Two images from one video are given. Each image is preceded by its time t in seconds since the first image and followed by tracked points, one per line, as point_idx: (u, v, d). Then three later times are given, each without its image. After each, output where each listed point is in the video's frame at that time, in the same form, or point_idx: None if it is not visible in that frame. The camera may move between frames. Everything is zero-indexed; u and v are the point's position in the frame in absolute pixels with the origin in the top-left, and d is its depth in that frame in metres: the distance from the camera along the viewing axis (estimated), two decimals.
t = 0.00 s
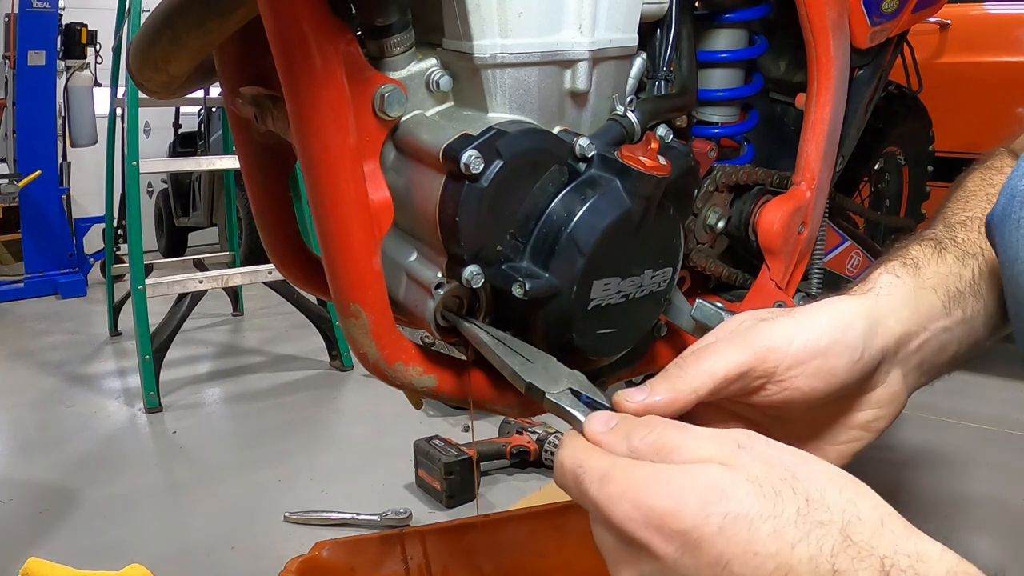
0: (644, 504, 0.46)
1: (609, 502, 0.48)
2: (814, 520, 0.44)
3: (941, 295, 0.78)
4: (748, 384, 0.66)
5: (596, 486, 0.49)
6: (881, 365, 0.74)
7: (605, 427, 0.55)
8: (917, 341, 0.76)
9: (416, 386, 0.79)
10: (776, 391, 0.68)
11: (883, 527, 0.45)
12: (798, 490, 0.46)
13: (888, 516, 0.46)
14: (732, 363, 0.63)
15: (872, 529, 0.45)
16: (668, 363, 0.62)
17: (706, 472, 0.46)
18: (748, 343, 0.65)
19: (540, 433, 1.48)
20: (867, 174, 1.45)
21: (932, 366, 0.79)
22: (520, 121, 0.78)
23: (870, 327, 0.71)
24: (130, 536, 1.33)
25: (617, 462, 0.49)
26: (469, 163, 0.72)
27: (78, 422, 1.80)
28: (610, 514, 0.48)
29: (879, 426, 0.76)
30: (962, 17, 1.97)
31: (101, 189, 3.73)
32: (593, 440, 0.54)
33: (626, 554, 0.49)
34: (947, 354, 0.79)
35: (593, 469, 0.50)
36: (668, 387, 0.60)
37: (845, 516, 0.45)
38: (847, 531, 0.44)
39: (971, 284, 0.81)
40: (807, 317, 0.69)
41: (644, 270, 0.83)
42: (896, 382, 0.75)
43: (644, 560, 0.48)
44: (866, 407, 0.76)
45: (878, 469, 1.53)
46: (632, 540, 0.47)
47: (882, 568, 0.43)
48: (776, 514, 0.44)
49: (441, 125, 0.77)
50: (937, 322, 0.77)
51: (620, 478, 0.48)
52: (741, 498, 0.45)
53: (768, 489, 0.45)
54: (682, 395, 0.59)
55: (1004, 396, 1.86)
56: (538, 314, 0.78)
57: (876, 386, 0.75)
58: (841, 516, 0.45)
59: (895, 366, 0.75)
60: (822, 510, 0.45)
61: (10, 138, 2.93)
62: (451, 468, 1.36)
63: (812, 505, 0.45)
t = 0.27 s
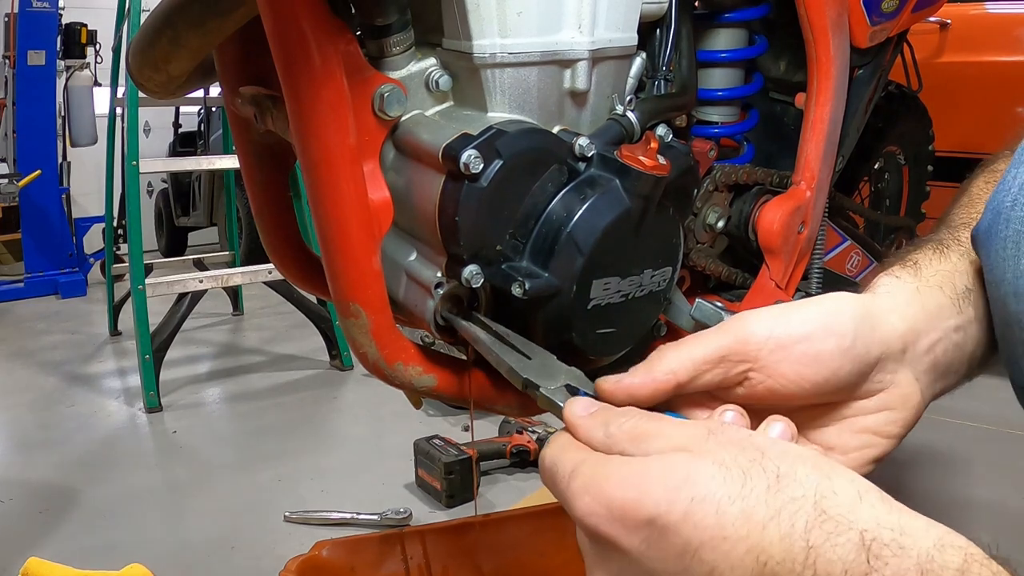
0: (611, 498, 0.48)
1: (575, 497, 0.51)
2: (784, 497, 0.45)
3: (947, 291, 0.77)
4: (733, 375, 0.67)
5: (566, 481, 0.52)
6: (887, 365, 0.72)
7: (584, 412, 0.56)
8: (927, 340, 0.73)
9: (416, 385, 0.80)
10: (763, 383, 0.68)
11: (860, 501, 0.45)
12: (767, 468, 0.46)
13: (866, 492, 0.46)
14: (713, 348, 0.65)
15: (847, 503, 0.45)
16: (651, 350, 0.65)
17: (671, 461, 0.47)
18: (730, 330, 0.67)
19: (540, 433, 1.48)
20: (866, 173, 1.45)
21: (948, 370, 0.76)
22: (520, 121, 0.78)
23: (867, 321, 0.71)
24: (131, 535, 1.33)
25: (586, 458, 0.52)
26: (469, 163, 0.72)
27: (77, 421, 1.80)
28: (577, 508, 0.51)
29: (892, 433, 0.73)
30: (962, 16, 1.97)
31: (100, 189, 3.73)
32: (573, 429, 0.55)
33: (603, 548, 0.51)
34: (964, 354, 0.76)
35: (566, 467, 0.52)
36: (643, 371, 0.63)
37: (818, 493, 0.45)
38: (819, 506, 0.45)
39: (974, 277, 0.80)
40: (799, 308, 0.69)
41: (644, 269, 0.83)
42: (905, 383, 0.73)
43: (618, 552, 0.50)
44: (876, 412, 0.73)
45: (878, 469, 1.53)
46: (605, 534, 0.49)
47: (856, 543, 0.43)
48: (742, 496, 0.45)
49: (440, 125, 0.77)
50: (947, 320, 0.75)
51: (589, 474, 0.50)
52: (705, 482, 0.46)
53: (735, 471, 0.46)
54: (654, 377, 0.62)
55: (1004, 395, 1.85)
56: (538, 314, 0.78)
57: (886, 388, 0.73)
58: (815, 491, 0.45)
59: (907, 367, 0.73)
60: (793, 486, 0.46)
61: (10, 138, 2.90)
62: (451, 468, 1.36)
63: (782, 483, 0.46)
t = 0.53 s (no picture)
0: (604, 473, 0.48)
1: (571, 472, 0.50)
2: (780, 475, 0.46)
3: (944, 299, 0.73)
4: (710, 393, 0.64)
5: (561, 460, 0.52)
6: (879, 382, 0.68)
7: (585, 398, 0.58)
8: (922, 354, 0.70)
9: (415, 385, 0.80)
10: (740, 406, 0.64)
11: (854, 487, 0.47)
12: (764, 450, 0.48)
13: (856, 481, 0.48)
14: (689, 368, 0.61)
15: (840, 487, 0.47)
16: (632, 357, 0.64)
17: (668, 441, 0.49)
18: (709, 349, 0.62)
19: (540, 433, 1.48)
20: (866, 173, 1.45)
21: (940, 380, 0.72)
22: (519, 121, 0.78)
23: (858, 339, 0.66)
24: (131, 535, 1.33)
25: (584, 438, 0.52)
26: (468, 163, 0.72)
27: (77, 421, 1.80)
28: (570, 484, 0.50)
29: (881, 449, 0.70)
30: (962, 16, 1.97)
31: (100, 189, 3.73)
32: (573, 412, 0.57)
33: (592, 528, 0.51)
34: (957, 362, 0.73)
35: (563, 445, 0.53)
36: (620, 377, 0.62)
37: (813, 474, 0.47)
38: (814, 485, 0.46)
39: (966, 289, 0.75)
40: (787, 327, 0.65)
41: (644, 269, 0.83)
42: (894, 399, 0.69)
43: (607, 531, 0.50)
44: (866, 427, 0.70)
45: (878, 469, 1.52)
46: (595, 511, 0.49)
47: (851, 517, 0.44)
48: (738, 471, 0.46)
49: (440, 125, 0.77)
50: (943, 330, 0.71)
51: (584, 451, 0.51)
52: (701, 459, 0.47)
53: (733, 450, 0.48)
54: (629, 387, 0.61)
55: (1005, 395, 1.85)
56: (537, 314, 0.78)
57: (876, 404, 0.69)
58: (809, 474, 0.47)
59: (899, 383, 0.69)
60: (789, 466, 0.47)
61: (10, 138, 2.91)
62: (450, 468, 1.36)
63: (779, 463, 0.47)
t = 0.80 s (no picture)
0: (607, 468, 0.49)
1: (576, 466, 0.51)
2: (778, 477, 0.46)
3: (940, 289, 0.73)
4: (710, 388, 0.64)
5: (567, 455, 0.53)
6: (875, 373, 0.68)
7: (593, 396, 0.59)
8: (918, 345, 0.70)
9: (415, 385, 0.80)
10: (740, 399, 0.65)
11: (850, 491, 0.47)
12: (764, 453, 0.48)
13: (854, 486, 0.47)
14: (690, 364, 0.62)
15: (836, 490, 0.47)
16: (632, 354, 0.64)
17: (670, 439, 0.49)
18: (707, 344, 0.63)
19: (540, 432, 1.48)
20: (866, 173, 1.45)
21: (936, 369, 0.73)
22: (518, 121, 0.78)
23: (854, 332, 0.66)
24: (131, 535, 1.33)
25: (590, 434, 0.53)
26: (467, 163, 0.72)
27: (77, 421, 1.80)
28: (575, 478, 0.51)
29: (880, 437, 0.70)
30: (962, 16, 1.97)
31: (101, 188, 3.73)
32: (580, 409, 0.58)
33: (594, 520, 0.52)
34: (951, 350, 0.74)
35: (569, 440, 0.53)
36: (623, 375, 0.62)
37: (810, 477, 0.47)
38: (811, 487, 0.46)
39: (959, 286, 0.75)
40: (783, 321, 0.65)
41: (643, 269, 0.83)
42: (891, 389, 0.69)
43: (608, 524, 0.51)
44: (864, 417, 0.70)
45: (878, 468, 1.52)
46: (597, 504, 0.50)
47: (845, 520, 0.44)
48: (737, 473, 0.47)
49: (439, 125, 0.77)
50: (938, 320, 0.71)
51: (589, 446, 0.51)
52: (701, 459, 0.47)
53: (733, 451, 0.48)
54: (632, 386, 0.62)
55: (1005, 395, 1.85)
56: (537, 313, 0.78)
57: (874, 394, 0.69)
58: (807, 477, 0.47)
59: (894, 373, 0.70)
60: (787, 468, 0.47)
61: (10, 137, 2.91)
62: (450, 468, 1.36)
63: (777, 465, 0.47)
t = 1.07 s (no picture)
0: (604, 458, 0.49)
1: (572, 458, 0.52)
2: (773, 471, 0.46)
3: (938, 288, 0.73)
4: (709, 386, 0.64)
5: (564, 446, 0.53)
6: (874, 371, 0.68)
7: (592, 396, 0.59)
8: (916, 343, 0.70)
9: (414, 385, 0.80)
10: (738, 396, 0.65)
11: (847, 488, 0.47)
12: (761, 448, 0.48)
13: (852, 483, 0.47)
14: (689, 361, 0.62)
15: (832, 486, 0.47)
16: (631, 351, 0.64)
17: (667, 432, 0.49)
18: (706, 341, 0.63)
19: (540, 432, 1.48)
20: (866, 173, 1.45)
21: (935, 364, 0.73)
22: (518, 121, 0.78)
23: (853, 330, 0.66)
24: (131, 535, 1.33)
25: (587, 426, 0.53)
26: (466, 163, 0.72)
27: (77, 421, 1.80)
28: (571, 468, 0.51)
29: (879, 435, 0.70)
30: (962, 15, 1.97)
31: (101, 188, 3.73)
32: (579, 410, 0.59)
33: (589, 511, 0.52)
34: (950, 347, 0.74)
35: (566, 431, 0.54)
36: (620, 373, 0.62)
37: (806, 472, 0.47)
38: (806, 483, 0.46)
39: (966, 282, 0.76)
40: (782, 318, 0.65)
41: (643, 269, 0.83)
42: (890, 388, 0.69)
43: (602, 515, 0.51)
44: (863, 414, 0.70)
45: (877, 468, 1.52)
46: (592, 494, 0.50)
47: (841, 515, 0.44)
48: (733, 466, 0.47)
49: (439, 125, 0.77)
50: (936, 319, 0.71)
51: (587, 437, 0.52)
52: (697, 452, 0.48)
53: (730, 445, 0.48)
54: (630, 384, 0.62)
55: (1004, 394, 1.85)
56: (536, 314, 0.78)
57: (873, 393, 0.69)
58: (804, 473, 0.47)
59: (893, 372, 0.69)
60: (784, 464, 0.47)
61: (10, 137, 2.91)
62: (450, 467, 1.36)
63: (773, 460, 0.47)
